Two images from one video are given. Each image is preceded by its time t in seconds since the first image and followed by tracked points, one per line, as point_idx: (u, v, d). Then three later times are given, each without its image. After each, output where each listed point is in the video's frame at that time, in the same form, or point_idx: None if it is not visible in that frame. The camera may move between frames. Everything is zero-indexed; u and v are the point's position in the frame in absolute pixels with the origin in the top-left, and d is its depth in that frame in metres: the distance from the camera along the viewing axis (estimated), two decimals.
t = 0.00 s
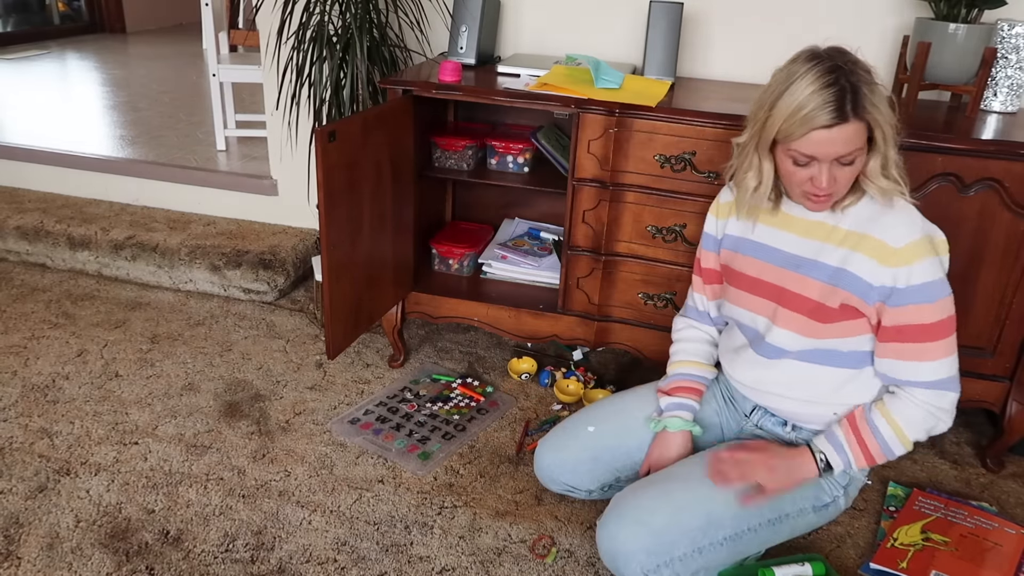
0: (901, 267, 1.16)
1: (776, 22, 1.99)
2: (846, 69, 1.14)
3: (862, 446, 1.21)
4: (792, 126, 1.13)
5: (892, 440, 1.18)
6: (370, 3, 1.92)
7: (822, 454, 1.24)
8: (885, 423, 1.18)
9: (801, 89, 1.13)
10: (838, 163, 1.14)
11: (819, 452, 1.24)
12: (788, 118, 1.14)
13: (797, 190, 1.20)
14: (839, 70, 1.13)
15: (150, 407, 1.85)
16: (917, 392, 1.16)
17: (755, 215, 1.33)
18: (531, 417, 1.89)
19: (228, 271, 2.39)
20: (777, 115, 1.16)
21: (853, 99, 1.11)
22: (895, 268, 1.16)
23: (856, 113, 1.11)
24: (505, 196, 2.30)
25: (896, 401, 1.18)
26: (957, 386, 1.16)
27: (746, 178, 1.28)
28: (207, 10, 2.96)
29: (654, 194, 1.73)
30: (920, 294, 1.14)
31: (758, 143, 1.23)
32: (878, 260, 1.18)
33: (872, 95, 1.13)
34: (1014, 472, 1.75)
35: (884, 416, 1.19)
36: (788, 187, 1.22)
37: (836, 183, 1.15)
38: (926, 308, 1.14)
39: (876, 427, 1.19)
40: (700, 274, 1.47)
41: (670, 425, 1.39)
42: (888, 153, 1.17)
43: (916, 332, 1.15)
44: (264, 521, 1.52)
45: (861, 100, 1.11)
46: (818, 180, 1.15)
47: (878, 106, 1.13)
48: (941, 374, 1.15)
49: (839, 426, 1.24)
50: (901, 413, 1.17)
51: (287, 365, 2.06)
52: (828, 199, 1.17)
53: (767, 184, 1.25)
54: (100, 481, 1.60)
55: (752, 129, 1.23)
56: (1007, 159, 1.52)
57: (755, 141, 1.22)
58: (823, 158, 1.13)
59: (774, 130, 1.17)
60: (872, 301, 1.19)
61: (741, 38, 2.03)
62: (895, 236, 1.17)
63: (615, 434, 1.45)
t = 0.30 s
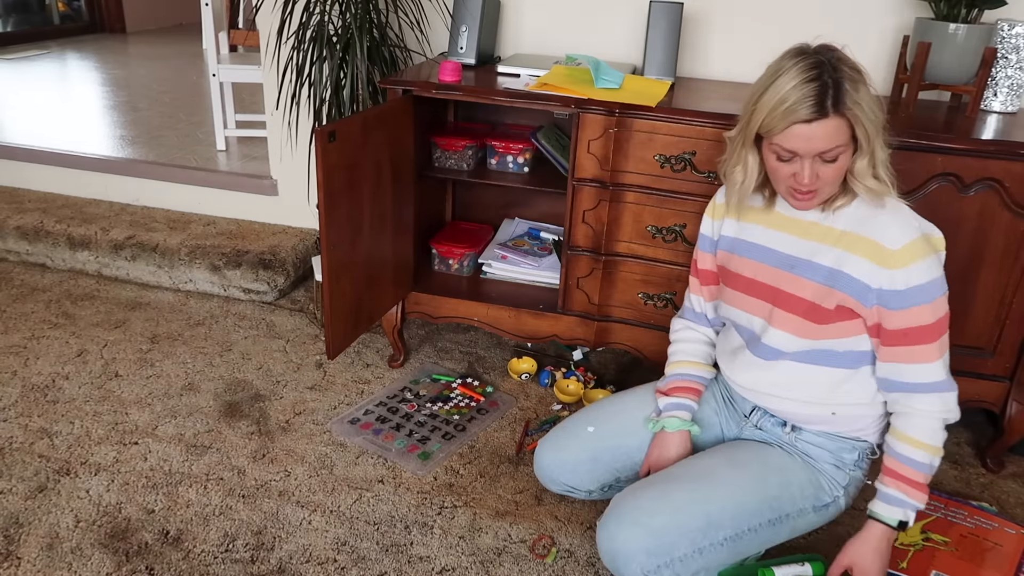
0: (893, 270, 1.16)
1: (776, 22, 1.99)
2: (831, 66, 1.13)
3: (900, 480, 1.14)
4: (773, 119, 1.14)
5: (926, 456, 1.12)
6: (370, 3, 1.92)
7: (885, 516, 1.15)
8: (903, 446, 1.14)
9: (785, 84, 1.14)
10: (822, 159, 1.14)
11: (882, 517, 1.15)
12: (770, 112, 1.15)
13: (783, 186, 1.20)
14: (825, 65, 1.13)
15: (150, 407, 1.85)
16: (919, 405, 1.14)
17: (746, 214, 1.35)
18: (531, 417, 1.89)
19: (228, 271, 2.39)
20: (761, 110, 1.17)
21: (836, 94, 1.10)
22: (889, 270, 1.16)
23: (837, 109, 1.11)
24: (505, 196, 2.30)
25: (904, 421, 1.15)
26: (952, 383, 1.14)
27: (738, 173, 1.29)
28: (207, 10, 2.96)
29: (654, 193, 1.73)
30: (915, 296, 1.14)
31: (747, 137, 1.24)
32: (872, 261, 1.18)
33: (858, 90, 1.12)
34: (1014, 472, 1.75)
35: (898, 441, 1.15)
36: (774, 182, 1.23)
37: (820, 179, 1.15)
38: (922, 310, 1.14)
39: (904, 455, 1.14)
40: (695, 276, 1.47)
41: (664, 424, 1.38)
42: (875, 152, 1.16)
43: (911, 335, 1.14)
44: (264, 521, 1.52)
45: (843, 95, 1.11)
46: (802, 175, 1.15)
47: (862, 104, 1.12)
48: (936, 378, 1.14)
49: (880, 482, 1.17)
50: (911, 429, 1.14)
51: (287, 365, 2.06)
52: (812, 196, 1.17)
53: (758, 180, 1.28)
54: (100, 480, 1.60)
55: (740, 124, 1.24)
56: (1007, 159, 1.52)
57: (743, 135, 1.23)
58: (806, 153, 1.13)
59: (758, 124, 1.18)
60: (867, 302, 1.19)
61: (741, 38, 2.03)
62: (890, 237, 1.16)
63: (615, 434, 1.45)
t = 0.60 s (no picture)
0: (888, 272, 1.16)
1: (776, 22, 1.99)
2: (822, 64, 1.13)
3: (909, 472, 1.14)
4: (762, 119, 1.14)
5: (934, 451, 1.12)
6: (370, 3, 1.92)
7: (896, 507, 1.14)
8: (912, 442, 1.14)
9: (774, 83, 1.13)
10: (811, 158, 1.13)
11: (892, 509, 1.14)
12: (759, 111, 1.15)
13: (775, 184, 1.20)
14: (815, 64, 1.13)
15: (150, 407, 1.85)
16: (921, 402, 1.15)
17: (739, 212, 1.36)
18: (531, 417, 1.88)
19: (228, 271, 2.39)
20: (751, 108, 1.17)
21: (824, 93, 1.10)
22: (885, 271, 1.16)
23: (825, 108, 1.10)
24: (505, 196, 2.30)
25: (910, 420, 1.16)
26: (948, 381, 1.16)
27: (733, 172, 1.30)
28: (207, 10, 2.96)
29: (654, 194, 1.73)
30: (912, 298, 1.14)
31: (740, 136, 1.24)
32: (868, 262, 1.18)
33: (848, 88, 1.10)
34: (1014, 472, 1.75)
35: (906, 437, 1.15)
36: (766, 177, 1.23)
37: (810, 178, 1.15)
38: (920, 310, 1.14)
39: (914, 450, 1.13)
40: (695, 274, 1.47)
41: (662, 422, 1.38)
42: (869, 152, 1.14)
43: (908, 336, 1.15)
44: (264, 521, 1.52)
45: (831, 94, 1.10)
46: (791, 174, 1.15)
47: (852, 103, 1.10)
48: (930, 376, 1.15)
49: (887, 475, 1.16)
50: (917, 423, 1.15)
51: (287, 365, 2.06)
52: (803, 194, 1.17)
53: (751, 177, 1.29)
54: (100, 481, 1.60)
55: (732, 123, 1.24)
56: (1007, 159, 1.52)
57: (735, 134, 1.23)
58: (795, 152, 1.13)
59: (748, 123, 1.18)
60: (863, 303, 1.19)
61: (741, 38, 2.03)
62: (886, 239, 1.16)
63: (615, 433, 1.45)
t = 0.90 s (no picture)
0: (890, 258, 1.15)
1: (776, 22, 1.99)
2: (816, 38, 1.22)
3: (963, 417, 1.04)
4: (762, 82, 1.21)
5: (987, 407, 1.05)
6: (370, 3, 1.92)
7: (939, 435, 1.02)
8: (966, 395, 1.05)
9: (770, 50, 1.22)
10: (811, 118, 1.18)
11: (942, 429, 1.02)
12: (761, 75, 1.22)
13: (774, 157, 1.23)
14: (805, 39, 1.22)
15: (150, 407, 1.86)
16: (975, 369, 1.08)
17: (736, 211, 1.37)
18: (531, 417, 1.89)
19: (228, 271, 2.39)
20: (750, 78, 1.24)
21: (819, 54, 1.18)
22: (885, 258, 1.16)
23: (821, 67, 1.18)
24: (505, 196, 2.30)
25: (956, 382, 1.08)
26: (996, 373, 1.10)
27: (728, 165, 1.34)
28: (207, 10, 2.97)
29: (654, 193, 1.73)
30: (920, 283, 1.12)
31: (738, 118, 1.29)
32: (868, 253, 1.18)
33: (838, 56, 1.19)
34: (1014, 472, 1.75)
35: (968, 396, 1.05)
36: (763, 155, 1.26)
37: (811, 140, 1.19)
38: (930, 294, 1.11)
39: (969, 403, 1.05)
40: (695, 275, 1.48)
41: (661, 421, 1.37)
42: (864, 122, 1.21)
43: (915, 323, 1.12)
44: (264, 521, 1.52)
45: (826, 55, 1.18)
46: (794, 136, 1.19)
47: (846, 67, 1.19)
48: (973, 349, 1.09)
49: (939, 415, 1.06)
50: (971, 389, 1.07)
51: (287, 365, 2.06)
52: (805, 160, 1.20)
53: (740, 175, 1.34)
54: (100, 481, 1.60)
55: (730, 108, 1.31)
56: (1007, 159, 1.52)
57: (733, 115, 1.29)
58: (796, 113, 1.19)
59: (748, 93, 1.24)
60: (869, 297, 1.18)
61: (740, 38, 2.03)
62: (887, 229, 1.17)
63: (614, 433, 1.45)
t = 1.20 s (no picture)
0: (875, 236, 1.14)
1: (776, 21, 1.99)
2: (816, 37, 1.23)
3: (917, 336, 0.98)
4: (762, 77, 1.22)
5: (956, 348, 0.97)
6: (370, 3, 1.92)
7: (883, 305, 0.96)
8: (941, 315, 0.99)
9: (770, 48, 1.23)
10: (809, 113, 1.18)
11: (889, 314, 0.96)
12: (760, 71, 1.23)
13: (773, 153, 1.23)
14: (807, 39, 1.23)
15: (150, 407, 1.85)
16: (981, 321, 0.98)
17: (736, 210, 1.37)
18: (531, 417, 1.88)
19: (228, 271, 2.39)
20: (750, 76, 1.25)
21: (819, 52, 1.19)
22: (870, 238, 1.15)
23: (821, 63, 1.19)
24: (505, 196, 2.30)
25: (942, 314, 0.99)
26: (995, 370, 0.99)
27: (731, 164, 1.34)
28: (207, 10, 2.96)
29: (654, 193, 1.73)
30: (900, 252, 1.09)
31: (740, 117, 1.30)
32: (859, 239, 1.17)
33: (840, 56, 1.20)
34: (1014, 472, 1.75)
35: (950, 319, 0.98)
36: (762, 151, 1.26)
37: (810, 135, 1.19)
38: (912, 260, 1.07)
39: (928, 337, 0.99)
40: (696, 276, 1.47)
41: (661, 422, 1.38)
42: (863, 120, 1.22)
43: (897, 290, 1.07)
44: (264, 521, 1.51)
45: (827, 52, 1.19)
46: (791, 131, 1.19)
47: (846, 65, 1.20)
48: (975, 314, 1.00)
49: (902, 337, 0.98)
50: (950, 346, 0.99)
51: (287, 365, 2.06)
52: (804, 154, 1.20)
53: (740, 172, 1.34)
54: (100, 481, 1.60)
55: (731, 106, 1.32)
56: (1007, 159, 1.52)
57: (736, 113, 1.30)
58: (795, 108, 1.19)
59: (748, 90, 1.25)
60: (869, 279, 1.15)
61: (741, 38, 2.03)
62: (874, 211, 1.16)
63: (615, 433, 1.45)
